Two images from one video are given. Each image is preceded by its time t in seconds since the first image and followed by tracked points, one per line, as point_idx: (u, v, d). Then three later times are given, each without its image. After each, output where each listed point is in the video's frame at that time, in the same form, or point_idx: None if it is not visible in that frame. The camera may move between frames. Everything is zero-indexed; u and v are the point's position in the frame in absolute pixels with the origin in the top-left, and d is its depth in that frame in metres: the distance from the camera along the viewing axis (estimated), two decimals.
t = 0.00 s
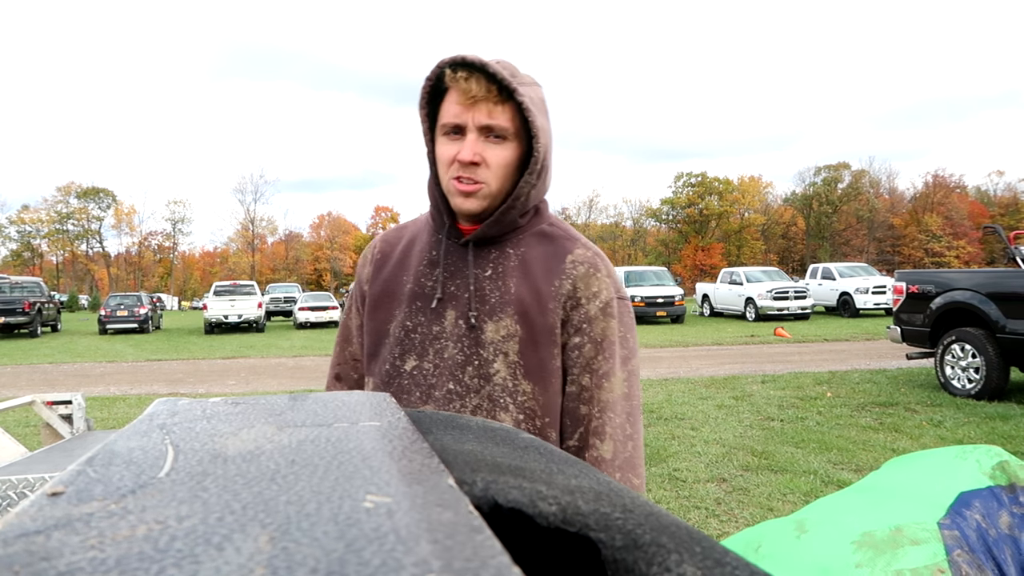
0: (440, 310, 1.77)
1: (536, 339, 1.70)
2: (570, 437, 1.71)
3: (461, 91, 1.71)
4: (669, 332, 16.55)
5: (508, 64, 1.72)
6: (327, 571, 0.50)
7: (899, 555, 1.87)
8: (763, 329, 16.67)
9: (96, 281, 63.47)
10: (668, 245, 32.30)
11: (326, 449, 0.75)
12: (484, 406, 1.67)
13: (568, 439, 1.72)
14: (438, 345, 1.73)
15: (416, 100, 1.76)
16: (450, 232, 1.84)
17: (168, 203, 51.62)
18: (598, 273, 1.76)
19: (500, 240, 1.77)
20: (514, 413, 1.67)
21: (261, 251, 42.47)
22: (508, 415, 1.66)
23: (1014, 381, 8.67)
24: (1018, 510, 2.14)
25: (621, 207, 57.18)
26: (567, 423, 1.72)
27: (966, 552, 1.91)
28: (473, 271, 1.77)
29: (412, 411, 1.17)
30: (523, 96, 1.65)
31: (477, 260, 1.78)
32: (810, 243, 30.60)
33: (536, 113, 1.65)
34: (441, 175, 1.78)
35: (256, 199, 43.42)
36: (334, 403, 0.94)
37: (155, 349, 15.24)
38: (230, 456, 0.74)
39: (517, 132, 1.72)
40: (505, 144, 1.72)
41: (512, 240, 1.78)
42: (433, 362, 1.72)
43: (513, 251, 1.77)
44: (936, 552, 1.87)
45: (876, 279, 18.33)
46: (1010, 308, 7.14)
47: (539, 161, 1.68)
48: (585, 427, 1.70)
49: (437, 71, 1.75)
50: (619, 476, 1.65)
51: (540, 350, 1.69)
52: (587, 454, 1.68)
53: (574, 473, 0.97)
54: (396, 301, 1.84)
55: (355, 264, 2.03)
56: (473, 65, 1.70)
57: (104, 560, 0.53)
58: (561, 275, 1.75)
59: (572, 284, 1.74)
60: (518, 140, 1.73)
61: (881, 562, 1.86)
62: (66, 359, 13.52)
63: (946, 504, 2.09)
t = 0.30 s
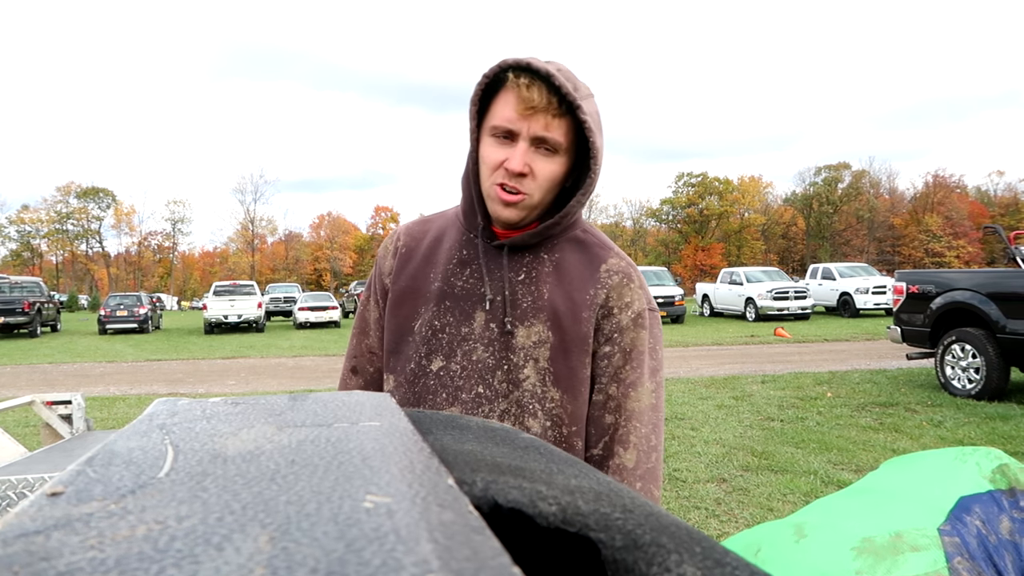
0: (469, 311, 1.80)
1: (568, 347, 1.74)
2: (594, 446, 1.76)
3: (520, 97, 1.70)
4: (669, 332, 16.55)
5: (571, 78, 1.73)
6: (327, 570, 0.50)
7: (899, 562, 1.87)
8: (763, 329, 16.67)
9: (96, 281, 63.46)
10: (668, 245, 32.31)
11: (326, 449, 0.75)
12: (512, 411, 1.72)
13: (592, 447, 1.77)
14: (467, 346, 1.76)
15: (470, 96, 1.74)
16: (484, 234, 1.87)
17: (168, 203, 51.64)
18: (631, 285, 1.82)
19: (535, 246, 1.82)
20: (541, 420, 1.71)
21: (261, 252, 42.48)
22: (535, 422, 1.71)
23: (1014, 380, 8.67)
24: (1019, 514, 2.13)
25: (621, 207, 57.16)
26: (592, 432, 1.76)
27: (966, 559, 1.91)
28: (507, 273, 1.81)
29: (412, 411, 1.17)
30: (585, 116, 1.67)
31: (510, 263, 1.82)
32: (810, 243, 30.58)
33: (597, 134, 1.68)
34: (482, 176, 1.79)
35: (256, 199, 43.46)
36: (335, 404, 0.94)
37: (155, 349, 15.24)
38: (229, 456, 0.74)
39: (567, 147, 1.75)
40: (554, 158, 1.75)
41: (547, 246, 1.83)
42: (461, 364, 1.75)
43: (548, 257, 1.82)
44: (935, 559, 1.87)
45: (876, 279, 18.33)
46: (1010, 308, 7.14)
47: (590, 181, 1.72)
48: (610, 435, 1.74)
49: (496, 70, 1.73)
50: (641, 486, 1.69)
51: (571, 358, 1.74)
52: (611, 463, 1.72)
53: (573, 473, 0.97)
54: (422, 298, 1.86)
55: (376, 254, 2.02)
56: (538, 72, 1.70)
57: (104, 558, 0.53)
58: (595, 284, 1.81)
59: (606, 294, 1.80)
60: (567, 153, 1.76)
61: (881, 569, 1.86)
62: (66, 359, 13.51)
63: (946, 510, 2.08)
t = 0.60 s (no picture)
0: (482, 309, 1.81)
1: (584, 345, 1.76)
2: (609, 444, 1.77)
3: (543, 90, 1.72)
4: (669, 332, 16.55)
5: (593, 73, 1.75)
6: (327, 570, 0.51)
7: (895, 563, 1.87)
8: (763, 329, 16.68)
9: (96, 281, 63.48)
10: (668, 245, 32.31)
11: (327, 448, 0.75)
12: (528, 409, 1.73)
13: (606, 447, 1.78)
14: (480, 345, 1.77)
15: (491, 87, 1.73)
16: (496, 231, 1.87)
17: (169, 203, 51.72)
18: (646, 282, 1.83)
19: (550, 243, 1.84)
20: (557, 418, 1.72)
21: (261, 252, 42.53)
22: (551, 421, 1.71)
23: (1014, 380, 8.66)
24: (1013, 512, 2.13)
25: (621, 206, 57.17)
26: (608, 431, 1.78)
27: (962, 559, 1.90)
28: (522, 272, 1.82)
29: (412, 411, 1.17)
30: (608, 110, 1.71)
31: (525, 259, 1.83)
32: (809, 243, 30.59)
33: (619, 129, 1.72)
34: (499, 169, 1.79)
35: (257, 199, 43.54)
36: (336, 404, 0.94)
37: (155, 349, 15.24)
38: (229, 456, 0.74)
39: (586, 142, 1.78)
40: (573, 153, 1.78)
41: (561, 244, 1.85)
42: (473, 362, 1.76)
43: (562, 254, 1.84)
44: (932, 559, 1.87)
45: (876, 279, 18.33)
46: (1010, 307, 7.14)
47: (609, 175, 1.76)
48: (625, 435, 1.76)
49: (519, 62, 1.73)
50: (657, 485, 1.71)
51: (587, 357, 1.75)
52: (626, 462, 1.74)
53: (574, 473, 0.97)
54: (432, 294, 1.85)
55: (382, 250, 2.01)
56: (561, 67, 1.72)
57: (105, 558, 0.53)
58: (611, 282, 1.82)
59: (622, 292, 1.81)
60: (585, 148, 1.80)
61: (878, 570, 1.86)
62: (67, 359, 13.52)
63: (942, 510, 2.08)
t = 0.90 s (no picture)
0: (479, 304, 1.81)
1: (585, 334, 1.76)
2: (616, 434, 1.78)
3: (536, 77, 1.77)
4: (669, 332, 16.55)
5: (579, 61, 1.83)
6: (327, 570, 0.51)
7: (898, 552, 1.87)
8: (763, 329, 16.68)
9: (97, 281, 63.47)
10: (668, 245, 32.32)
11: (327, 449, 0.75)
12: (530, 403, 1.72)
13: (613, 436, 1.79)
14: (479, 340, 1.77)
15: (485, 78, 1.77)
16: (492, 227, 1.89)
17: (169, 203, 51.72)
18: (643, 269, 1.84)
19: (546, 236, 1.85)
20: (562, 410, 1.71)
21: (261, 251, 42.56)
22: (556, 413, 1.71)
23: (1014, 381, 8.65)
24: (1009, 504, 2.13)
25: (621, 206, 57.15)
26: (614, 420, 1.78)
27: (963, 547, 1.89)
28: (519, 265, 1.82)
29: (411, 412, 1.17)
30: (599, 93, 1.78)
31: (522, 253, 1.84)
32: (809, 243, 30.60)
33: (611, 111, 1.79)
34: (496, 159, 1.80)
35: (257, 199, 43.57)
36: (335, 404, 0.94)
37: (155, 349, 15.24)
38: (230, 456, 0.74)
39: (579, 129, 1.84)
40: (568, 139, 1.82)
41: (556, 235, 1.86)
42: (472, 357, 1.75)
43: (559, 246, 1.85)
44: (933, 547, 1.86)
45: (876, 279, 18.32)
46: (1009, 307, 7.13)
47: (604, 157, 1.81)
48: (632, 422, 1.76)
49: (510, 54, 1.78)
50: (668, 470, 1.71)
51: (590, 345, 1.75)
52: (636, 449, 1.74)
53: (573, 473, 0.97)
54: (428, 292, 1.86)
55: (373, 254, 2.01)
56: (551, 55, 1.79)
57: (104, 559, 0.53)
58: (610, 270, 1.82)
59: (621, 280, 1.82)
60: (578, 134, 1.85)
61: (882, 560, 1.87)
62: (67, 359, 13.52)
63: (939, 501, 2.08)
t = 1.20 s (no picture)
0: (464, 304, 1.81)
1: (569, 330, 1.76)
2: (600, 430, 1.77)
3: (507, 76, 1.76)
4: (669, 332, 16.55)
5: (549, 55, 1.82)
6: (326, 569, 0.51)
7: (904, 551, 1.87)
8: (763, 329, 16.68)
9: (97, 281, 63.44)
10: (668, 245, 32.31)
11: (327, 449, 0.75)
12: (517, 401, 1.73)
13: (598, 432, 1.78)
14: (464, 339, 1.77)
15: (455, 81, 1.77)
16: (475, 226, 1.89)
17: (170, 204, 51.70)
18: (627, 265, 1.84)
19: (528, 233, 1.85)
20: (548, 408, 1.71)
21: (261, 251, 42.53)
22: (542, 410, 1.71)
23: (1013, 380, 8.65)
24: (1008, 502, 2.13)
25: (621, 206, 57.15)
26: (598, 416, 1.77)
27: (968, 545, 1.89)
28: (503, 264, 1.83)
29: (412, 411, 1.17)
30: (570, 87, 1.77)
31: (506, 252, 1.85)
32: (809, 243, 30.59)
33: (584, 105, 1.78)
34: (473, 161, 1.80)
35: (257, 199, 43.58)
36: (334, 404, 0.94)
37: (155, 349, 15.22)
38: (230, 456, 0.74)
39: (554, 124, 1.83)
40: (544, 136, 1.82)
41: (539, 232, 1.86)
42: (458, 357, 1.76)
43: (542, 243, 1.85)
44: (939, 546, 1.86)
45: (875, 279, 18.31)
46: (1009, 307, 7.14)
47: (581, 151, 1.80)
48: (616, 418, 1.76)
49: (479, 55, 1.78)
50: (650, 466, 1.69)
51: (574, 342, 1.75)
52: (619, 444, 1.73)
53: (573, 473, 0.97)
54: (413, 293, 1.86)
55: (359, 258, 2.01)
56: (520, 53, 1.78)
57: (105, 558, 0.54)
58: (593, 266, 1.83)
59: (604, 276, 1.82)
60: (554, 130, 1.84)
61: (889, 559, 1.86)
62: (66, 359, 13.51)
63: (941, 500, 2.08)
